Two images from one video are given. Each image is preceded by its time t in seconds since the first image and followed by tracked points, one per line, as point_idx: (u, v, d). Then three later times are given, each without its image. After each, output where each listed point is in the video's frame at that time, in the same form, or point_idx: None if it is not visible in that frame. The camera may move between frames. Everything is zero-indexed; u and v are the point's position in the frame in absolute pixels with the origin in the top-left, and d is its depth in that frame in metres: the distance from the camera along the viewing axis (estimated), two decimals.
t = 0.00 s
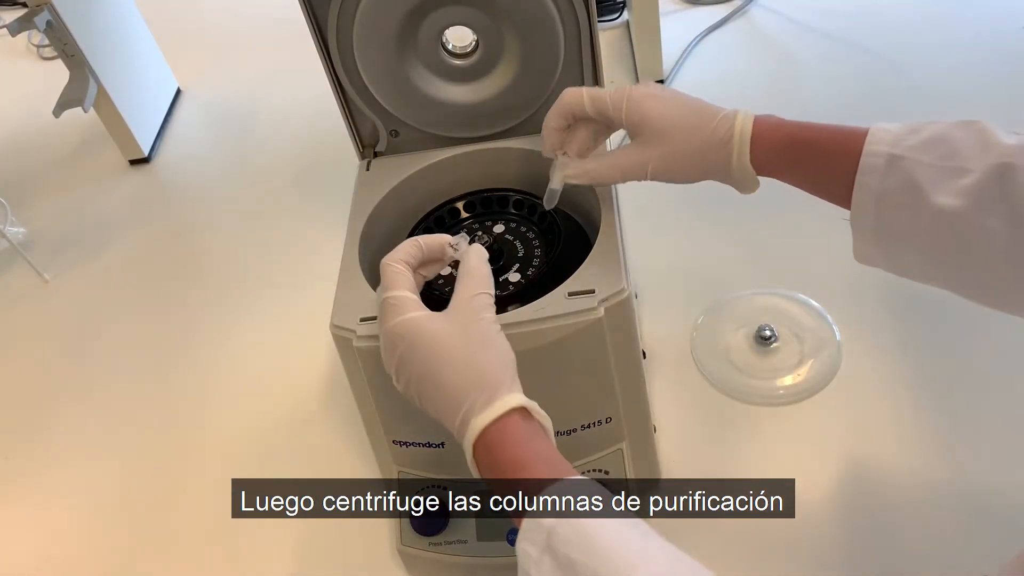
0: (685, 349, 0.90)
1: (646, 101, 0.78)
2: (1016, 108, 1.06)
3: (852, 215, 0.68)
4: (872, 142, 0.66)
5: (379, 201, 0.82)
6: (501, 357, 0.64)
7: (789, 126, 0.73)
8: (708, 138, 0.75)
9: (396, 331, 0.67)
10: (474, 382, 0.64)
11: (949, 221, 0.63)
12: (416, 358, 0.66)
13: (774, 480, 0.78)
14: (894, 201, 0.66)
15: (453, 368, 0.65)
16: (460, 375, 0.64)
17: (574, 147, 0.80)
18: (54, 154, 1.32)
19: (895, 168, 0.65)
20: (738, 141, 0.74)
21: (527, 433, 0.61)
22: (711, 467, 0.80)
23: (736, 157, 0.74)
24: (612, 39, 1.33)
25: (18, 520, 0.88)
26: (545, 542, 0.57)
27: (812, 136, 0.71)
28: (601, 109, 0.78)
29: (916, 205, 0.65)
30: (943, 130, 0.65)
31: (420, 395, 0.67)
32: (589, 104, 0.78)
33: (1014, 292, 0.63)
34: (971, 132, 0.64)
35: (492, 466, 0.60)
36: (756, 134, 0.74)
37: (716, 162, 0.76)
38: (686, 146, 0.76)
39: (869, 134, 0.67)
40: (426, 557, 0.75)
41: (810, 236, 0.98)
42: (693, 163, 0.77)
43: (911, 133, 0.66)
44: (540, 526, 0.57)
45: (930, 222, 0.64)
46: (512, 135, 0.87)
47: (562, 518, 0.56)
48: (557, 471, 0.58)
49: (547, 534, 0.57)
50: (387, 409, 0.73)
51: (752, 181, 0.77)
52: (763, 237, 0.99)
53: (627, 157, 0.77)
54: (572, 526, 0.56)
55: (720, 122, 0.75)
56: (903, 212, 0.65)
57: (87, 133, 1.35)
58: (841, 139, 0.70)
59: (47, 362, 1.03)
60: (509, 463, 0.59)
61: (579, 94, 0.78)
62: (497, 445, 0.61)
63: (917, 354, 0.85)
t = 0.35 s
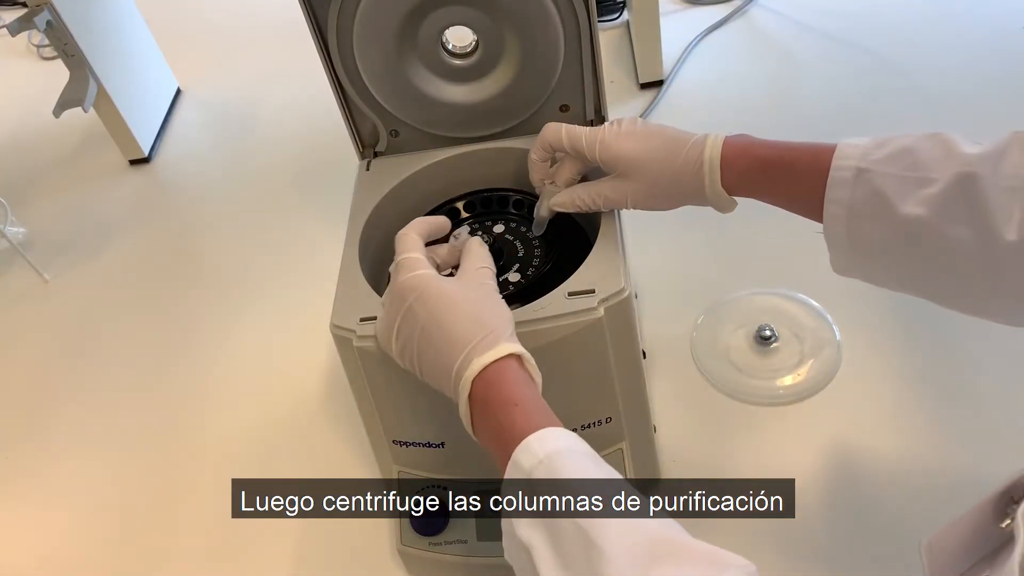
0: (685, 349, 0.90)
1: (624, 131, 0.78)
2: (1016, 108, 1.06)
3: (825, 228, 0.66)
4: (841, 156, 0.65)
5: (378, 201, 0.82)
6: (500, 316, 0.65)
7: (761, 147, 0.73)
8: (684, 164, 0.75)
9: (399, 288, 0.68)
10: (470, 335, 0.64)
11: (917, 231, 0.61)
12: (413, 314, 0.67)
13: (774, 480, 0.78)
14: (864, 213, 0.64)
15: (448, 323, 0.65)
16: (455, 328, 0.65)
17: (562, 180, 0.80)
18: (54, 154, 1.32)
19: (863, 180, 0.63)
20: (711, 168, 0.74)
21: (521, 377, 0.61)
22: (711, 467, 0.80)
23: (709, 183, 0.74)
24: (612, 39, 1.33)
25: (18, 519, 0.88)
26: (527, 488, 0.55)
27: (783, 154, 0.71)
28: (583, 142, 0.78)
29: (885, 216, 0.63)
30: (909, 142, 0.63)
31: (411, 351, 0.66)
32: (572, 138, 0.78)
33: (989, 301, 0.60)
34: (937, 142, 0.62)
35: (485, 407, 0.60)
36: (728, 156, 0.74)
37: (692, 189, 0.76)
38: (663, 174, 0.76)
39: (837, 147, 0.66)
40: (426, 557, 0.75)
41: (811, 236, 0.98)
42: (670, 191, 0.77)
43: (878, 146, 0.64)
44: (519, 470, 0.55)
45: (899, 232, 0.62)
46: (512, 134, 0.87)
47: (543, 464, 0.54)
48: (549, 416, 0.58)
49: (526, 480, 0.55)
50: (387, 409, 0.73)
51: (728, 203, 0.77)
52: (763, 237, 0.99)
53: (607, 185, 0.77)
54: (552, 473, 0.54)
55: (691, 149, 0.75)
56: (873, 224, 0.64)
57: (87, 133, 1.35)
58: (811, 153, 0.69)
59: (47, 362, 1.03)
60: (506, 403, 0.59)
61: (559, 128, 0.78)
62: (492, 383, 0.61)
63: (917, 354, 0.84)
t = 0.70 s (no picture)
0: (685, 349, 0.90)
1: (625, 140, 0.78)
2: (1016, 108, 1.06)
3: (827, 233, 0.66)
4: (842, 163, 0.64)
5: (379, 201, 0.82)
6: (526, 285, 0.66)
7: (764, 154, 0.72)
8: (685, 172, 0.75)
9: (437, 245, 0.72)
10: (489, 292, 0.65)
11: (919, 235, 0.60)
12: (440, 268, 0.69)
13: (774, 480, 0.78)
14: (865, 218, 0.63)
15: (472, 280, 0.67)
16: (479, 285, 0.66)
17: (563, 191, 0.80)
18: (54, 154, 1.32)
19: (863, 186, 0.63)
20: (712, 177, 0.74)
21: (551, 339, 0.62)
22: (711, 467, 0.80)
23: (710, 192, 0.74)
24: (612, 39, 1.33)
25: (18, 519, 0.88)
26: (539, 441, 0.55)
27: (785, 159, 0.70)
28: (583, 152, 0.78)
29: (886, 221, 0.62)
30: (910, 148, 0.62)
31: (422, 301, 0.67)
32: (572, 147, 0.78)
33: (990, 305, 0.60)
34: (938, 148, 0.61)
35: (512, 357, 0.60)
36: (730, 163, 0.74)
37: (695, 197, 0.76)
38: (664, 182, 0.76)
39: (839, 154, 0.66)
40: (426, 557, 0.74)
41: (811, 236, 0.98)
42: (672, 201, 0.77)
43: (879, 153, 0.64)
44: (535, 422, 0.55)
45: (901, 236, 0.62)
46: (511, 134, 0.87)
47: (557, 418, 0.54)
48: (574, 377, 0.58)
49: (540, 433, 0.55)
50: (387, 409, 0.73)
51: (729, 211, 0.76)
52: (762, 237, 0.99)
53: (607, 194, 0.77)
54: (564, 429, 0.53)
55: (692, 158, 0.75)
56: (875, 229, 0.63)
57: (87, 133, 1.35)
58: (812, 160, 0.68)
59: (46, 362, 1.03)
60: (538, 355, 0.59)
61: (559, 138, 0.78)
62: (526, 335, 0.61)
63: (917, 354, 0.84)
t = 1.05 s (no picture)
0: (685, 349, 0.90)
1: (624, 143, 0.78)
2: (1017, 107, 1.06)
3: (824, 236, 0.66)
4: (839, 166, 0.65)
5: (379, 201, 0.82)
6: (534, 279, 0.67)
7: (760, 158, 0.72)
8: (683, 176, 0.75)
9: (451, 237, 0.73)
10: (496, 280, 0.66)
11: (916, 236, 0.61)
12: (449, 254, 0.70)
13: (774, 480, 0.78)
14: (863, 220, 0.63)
15: (481, 268, 0.68)
16: (487, 273, 0.67)
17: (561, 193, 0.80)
18: (54, 154, 1.32)
19: (860, 188, 0.63)
20: (708, 181, 0.74)
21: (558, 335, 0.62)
22: (711, 467, 0.80)
23: (707, 196, 0.74)
24: (611, 39, 1.33)
25: (18, 520, 0.88)
26: (541, 431, 0.55)
27: (782, 163, 0.70)
28: (581, 155, 0.78)
29: (883, 223, 0.62)
30: (907, 150, 0.63)
31: (428, 282, 0.69)
32: (571, 150, 0.78)
33: (989, 305, 0.60)
34: (934, 151, 0.62)
35: (521, 341, 0.60)
36: (726, 167, 0.74)
37: (693, 201, 0.76)
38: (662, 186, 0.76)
39: (837, 157, 0.66)
40: (426, 557, 0.74)
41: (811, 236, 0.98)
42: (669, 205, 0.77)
43: (876, 156, 0.64)
44: (538, 412, 0.55)
45: (898, 238, 0.62)
46: (511, 135, 0.87)
47: (561, 411, 0.54)
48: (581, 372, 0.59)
49: (543, 423, 0.55)
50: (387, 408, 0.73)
51: (726, 213, 0.76)
52: (763, 236, 0.99)
53: (604, 197, 0.76)
54: (568, 420, 0.53)
55: (688, 162, 0.75)
56: (873, 231, 0.63)
57: (87, 133, 1.35)
58: (809, 164, 0.69)
59: (47, 361, 1.03)
60: (550, 344, 0.60)
61: (557, 142, 0.78)
62: (536, 325, 0.61)
63: (917, 354, 0.85)
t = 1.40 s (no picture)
0: (685, 349, 0.90)
1: (608, 140, 0.79)
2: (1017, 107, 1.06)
3: (805, 234, 0.66)
4: (819, 164, 0.64)
5: (379, 201, 0.82)
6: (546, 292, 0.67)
7: (743, 156, 0.72)
8: (661, 174, 0.76)
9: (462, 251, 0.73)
10: (507, 293, 0.66)
11: (895, 234, 0.60)
12: (461, 270, 0.70)
13: (774, 480, 0.78)
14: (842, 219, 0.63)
15: (485, 283, 0.67)
16: (500, 286, 0.67)
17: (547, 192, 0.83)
18: (54, 154, 1.32)
19: (840, 187, 0.63)
20: (686, 179, 0.74)
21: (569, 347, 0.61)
22: (710, 467, 0.80)
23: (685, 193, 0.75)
24: (611, 40, 1.33)
25: (18, 520, 0.88)
26: (547, 453, 0.53)
27: (764, 161, 0.70)
28: (563, 153, 0.80)
29: (862, 222, 0.62)
30: (887, 148, 0.62)
31: (438, 296, 0.68)
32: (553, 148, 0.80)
33: (970, 304, 0.59)
34: (913, 149, 0.61)
35: (532, 354, 0.60)
36: (705, 167, 0.74)
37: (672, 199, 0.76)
38: (640, 184, 0.76)
39: (817, 155, 0.66)
40: (426, 557, 0.74)
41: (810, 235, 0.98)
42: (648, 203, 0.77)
43: (856, 153, 0.64)
44: (544, 433, 0.53)
45: (876, 236, 0.62)
46: (511, 135, 0.88)
47: (567, 429, 0.52)
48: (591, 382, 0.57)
49: (549, 445, 0.53)
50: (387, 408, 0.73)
51: (705, 210, 0.76)
52: (763, 235, 0.99)
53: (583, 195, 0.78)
54: (573, 439, 0.51)
55: (667, 159, 0.76)
56: (852, 230, 0.63)
57: (87, 133, 1.35)
58: (788, 161, 0.68)
59: (47, 361, 1.03)
60: (560, 356, 0.58)
61: (541, 139, 0.80)
62: (544, 337, 0.60)
63: (917, 353, 0.85)
